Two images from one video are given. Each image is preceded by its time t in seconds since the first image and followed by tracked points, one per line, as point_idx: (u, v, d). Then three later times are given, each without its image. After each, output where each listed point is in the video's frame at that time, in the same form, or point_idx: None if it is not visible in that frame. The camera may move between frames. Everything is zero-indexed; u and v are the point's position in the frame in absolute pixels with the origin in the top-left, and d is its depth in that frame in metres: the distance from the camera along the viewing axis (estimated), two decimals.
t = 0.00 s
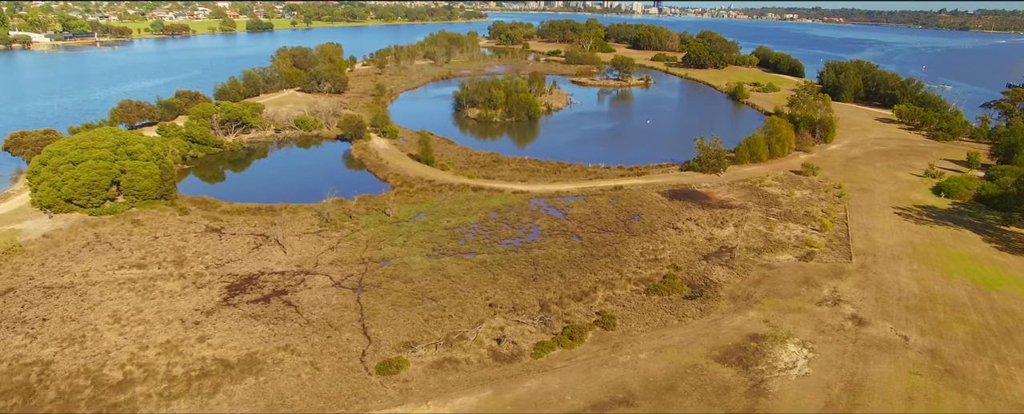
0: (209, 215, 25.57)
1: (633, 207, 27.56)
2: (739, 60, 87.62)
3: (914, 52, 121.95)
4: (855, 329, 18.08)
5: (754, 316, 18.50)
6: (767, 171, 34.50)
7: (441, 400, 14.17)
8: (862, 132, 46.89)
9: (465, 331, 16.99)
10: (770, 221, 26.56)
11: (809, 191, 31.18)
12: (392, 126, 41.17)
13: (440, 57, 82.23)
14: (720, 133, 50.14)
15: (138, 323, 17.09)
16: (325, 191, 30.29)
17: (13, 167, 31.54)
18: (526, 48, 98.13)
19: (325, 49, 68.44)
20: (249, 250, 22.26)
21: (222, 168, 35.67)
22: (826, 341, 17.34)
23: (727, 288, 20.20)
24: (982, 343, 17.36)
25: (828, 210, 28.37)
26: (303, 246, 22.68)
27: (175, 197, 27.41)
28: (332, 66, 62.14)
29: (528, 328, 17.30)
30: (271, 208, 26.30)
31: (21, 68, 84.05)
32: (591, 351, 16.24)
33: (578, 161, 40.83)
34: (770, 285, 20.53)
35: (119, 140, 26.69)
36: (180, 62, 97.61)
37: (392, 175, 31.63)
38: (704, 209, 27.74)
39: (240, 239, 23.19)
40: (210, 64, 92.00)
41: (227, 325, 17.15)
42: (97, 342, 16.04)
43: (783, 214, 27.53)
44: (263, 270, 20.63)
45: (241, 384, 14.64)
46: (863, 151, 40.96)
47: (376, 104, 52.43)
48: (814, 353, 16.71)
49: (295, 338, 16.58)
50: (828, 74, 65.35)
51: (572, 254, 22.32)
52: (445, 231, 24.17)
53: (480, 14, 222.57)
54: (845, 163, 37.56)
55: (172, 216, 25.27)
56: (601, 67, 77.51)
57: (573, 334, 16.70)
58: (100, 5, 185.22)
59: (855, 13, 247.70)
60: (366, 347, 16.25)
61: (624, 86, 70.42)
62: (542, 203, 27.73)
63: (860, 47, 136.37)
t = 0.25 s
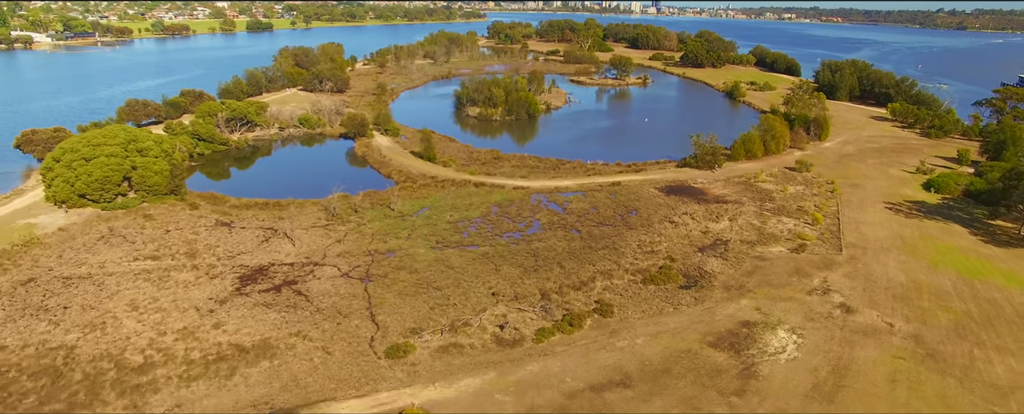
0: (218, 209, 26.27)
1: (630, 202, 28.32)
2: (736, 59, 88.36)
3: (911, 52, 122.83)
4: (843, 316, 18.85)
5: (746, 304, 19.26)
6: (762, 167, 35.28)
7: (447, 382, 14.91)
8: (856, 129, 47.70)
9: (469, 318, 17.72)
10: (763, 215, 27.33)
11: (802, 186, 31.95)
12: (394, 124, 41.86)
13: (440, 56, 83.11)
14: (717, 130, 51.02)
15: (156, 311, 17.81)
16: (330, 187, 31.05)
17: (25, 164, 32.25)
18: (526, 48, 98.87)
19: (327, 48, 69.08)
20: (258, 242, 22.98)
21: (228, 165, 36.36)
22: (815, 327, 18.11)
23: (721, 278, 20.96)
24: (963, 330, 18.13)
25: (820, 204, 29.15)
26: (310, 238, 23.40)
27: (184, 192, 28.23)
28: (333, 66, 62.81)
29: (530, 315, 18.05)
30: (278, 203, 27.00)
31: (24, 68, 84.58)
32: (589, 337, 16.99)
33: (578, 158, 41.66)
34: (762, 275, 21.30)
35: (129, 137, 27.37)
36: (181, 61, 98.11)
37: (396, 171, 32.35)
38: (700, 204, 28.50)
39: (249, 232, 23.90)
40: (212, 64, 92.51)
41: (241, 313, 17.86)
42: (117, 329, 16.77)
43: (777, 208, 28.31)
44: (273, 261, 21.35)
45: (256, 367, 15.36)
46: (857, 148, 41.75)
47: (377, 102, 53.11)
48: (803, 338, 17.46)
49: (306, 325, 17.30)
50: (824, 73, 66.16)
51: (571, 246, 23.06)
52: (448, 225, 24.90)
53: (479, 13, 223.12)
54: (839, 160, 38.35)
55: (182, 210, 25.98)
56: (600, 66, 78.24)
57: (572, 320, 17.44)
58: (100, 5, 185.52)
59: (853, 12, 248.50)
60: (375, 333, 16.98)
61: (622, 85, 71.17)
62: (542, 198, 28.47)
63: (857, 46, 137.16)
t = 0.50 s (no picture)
0: (226, 205, 26.99)
1: (628, 197, 29.08)
2: (734, 59, 89.15)
3: (907, 51, 123.79)
4: (832, 305, 19.63)
5: (740, 294, 20.04)
6: (757, 164, 36.06)
7: (453, 365, 15.63)
8: (851, 128, 48.51)
9: (472, 307, 18.46)
10: (758, 210, 28.11)
11: (796, 183, 32.74)
12: (396, 122, 42.56)
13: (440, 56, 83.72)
14: (713, 129, 51.97)
15: (172, 300, 18.52)
16: (335, 183, 31.81)
17: (36, 162, 32.92)
18: (525, 48, 99.63)
19: (328, 48, 69.76)
20: (267, 236, 23.71)
21: (234, 162, 37.04)
22: (805, 315, 18.88)
23: (715, 270, 21.74)
24: (947, 317, 18.90)
25: (813, 200, 29.95)
26: (318, 232, 24.14)
27: (193, 188, 28.92)
28: (335, 65, 63.50)
29: (531, 304, 18.80)
30: (285, 199, 27.71)
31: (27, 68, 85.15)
32: (589, 324, 17.74)
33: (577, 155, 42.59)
34: (755, 267, 22.08)
35: (139, 134, 28.10)
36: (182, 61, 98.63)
37: (399, 168, 33.08)
38: (696, 199, 29.28)
39: (258, 227, 24.63)
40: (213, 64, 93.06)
41: (254, 302, 18.58)
42: (136, 317, 17.49)
43: (770, 204, 29.09)
44: (282, 253, 22.08)
45: (270, 352, 16.08)
46: (851, 146, 42.56)
47: (379, 101, 53.81)
48: (793, 326, 18.23)
49: (317, 313, 18.03)
50: (820, 73, 66.99)
51: (570, 239, 23.82)
52: (451, 219, 25.63)
53: (478, 13, 223.84)
54: (833, 158, 39.15)
55: (192, 206, 26.69)
56: (599, 66, 78.99)
57: (572, 309, 18.19)
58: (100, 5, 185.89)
59: (851, 12, 249.48)
60: (383, 320, 17.72)
61: (621, 84, 71.93)
62: (542, 194, 29.21)
63: (854, 46, 138.03)
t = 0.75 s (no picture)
0: (235, 200, 27.71)
1: (626, 193, 29.85)
2: (731, 58, 89.93)
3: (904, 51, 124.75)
4: (821, 294, 20.41)
5: (733, 284, 20.82)
6: (752, 161, 36.84)
7: (458, 349, 16.37)
8: (845, 126, 49.32)
9: (476, 296, 19.22)
10: (752, 205, 28.89)
11: (790, 179, 33.51)
12: (398, 121, 43.28)
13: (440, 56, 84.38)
14: (710, 127, 52.86)
15: (186, 290, 19.26)
16: (340, 180, 32.54)
17: (47, 160, 33.64)
18: (524, 48, 100.39)
19: (330, 48, 70.45)
20: (276, 230, 24.43)
21: (239, 159, 37.73)
22: (795, 303, 19.65)
23: (709, 261, 22.52)
24: (931, 306, 19.68)
25: (806, 195, 30.73)
26: (325, 226, 24.88)
27: (202, 184, 29.64)
28: (336, 65, 64.20)
29: (532, 293, 19.56)
30: (292, 194, 28.43)
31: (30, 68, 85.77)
32: (587, 311, 18.50)
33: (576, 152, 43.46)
34: (748, 259, 22.86)
35: (149, 132, 28.80)
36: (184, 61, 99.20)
37: (402, 165, 33.81)
38: (692, 195, 30.05)
39: (267, 221, 25.36)
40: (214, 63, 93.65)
41: (265, 291, 19.33)
42: (153, 305, 18.22)
43: (764, 199, 29.88)
44: (291, 246, 22.83)
45: (283, 338, 16.81)
46: (845, 144, 43.36)
47: (381, 101, 54.54)
48: (783, 313, 19.00)
49: (327, 302, 18.78)
50: (816, 72, 67.82)
51: (569, 233, 24.58)
52: (454, 214, 26.37)
53: (477, 13, 224.63)
54: (826, 155, 39.95)
55: (201, 201, 27.41)
56: (597, 66, 79.74)
57: (572, 297, 18.95)
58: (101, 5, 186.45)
59: (849, 12, 250.50)
60: (390, 308, 18.47)
61: (619, 84, 72.70)
62: (542, 190, 29.95)
63: (851, 45, 138.94)
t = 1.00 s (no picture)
0: (243, 196, 28.46)
1: (624, 189, 30.59)
2: (730, 58, 90.65)
3: (902, 51, 125.51)
4: (812, 284, 21.19)
5: (727, 275, 21.60)
6: (748, 159, 37.62)
7: (463, 336, 17.13)
8: (841, 125, 50.09)
9: (479, 286, 19.98)
10: (747, 201, 29.67)
11: (785, 176, 34.30)
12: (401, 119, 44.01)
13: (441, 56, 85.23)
14: (707, 125, 53.77)
15: (201, 281, 20.00)
16: (346, 176, 33.39)
17: (58, 158, 34.40)
18: (524, 48, 101.15)
19: (332, 47, 71.15)
20: (285, 224, 25.20)
21: (246, 157, 38.50)
22: (786, 293, 20.42)
23: (704, 254, 23.29)
24: (917, 296, 20.46)
25: (800, 191, 31.51)
26: (332, 221, 25.64)
27: (211, 181, 30.40)
28: (339, 65, 64.94)
29: (533, 283, 20.34)
30: (298, 190, 29.17)
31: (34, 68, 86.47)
32: (587, 301, 19.28)
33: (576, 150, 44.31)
34: (741, 251, 23.65)
35: (159, 129, 29.49)
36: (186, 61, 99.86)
37: (405, 162, 34.58)
38: (689, 191, 30.84)
39: (275, 216, 26.11)
40: (216, 63, 94.34)
41: (277, 282, 20.08)
42: (170, 295, 18.98)
43: (759, 195, 30.66)
44: (300, 240, 23.58)
45: (295, 325, 17.56)
46: (840, 142, 44.15)
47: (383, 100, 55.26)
48: (775, 303, 19.78)
49: (336, 292, 19.51)
50: (812, 72, 68.61)
51: (569, 227, 25.35)
52: (457, 209, 27.13)
53: (477, 13, 225.21)
54: (821, 152, 40.74)
55: (211, 197, 28.16)
56: (596, 65, 80.49)
57: (571, 287, 19.71)
58: (101, 5, 187.04)
59: (848, 11, 251.14)
60: (397, 298, 19.23)
61: (618, 83, 73.46)
62: (542, 186, 30.72)
63: (850, 45, 139.64)
